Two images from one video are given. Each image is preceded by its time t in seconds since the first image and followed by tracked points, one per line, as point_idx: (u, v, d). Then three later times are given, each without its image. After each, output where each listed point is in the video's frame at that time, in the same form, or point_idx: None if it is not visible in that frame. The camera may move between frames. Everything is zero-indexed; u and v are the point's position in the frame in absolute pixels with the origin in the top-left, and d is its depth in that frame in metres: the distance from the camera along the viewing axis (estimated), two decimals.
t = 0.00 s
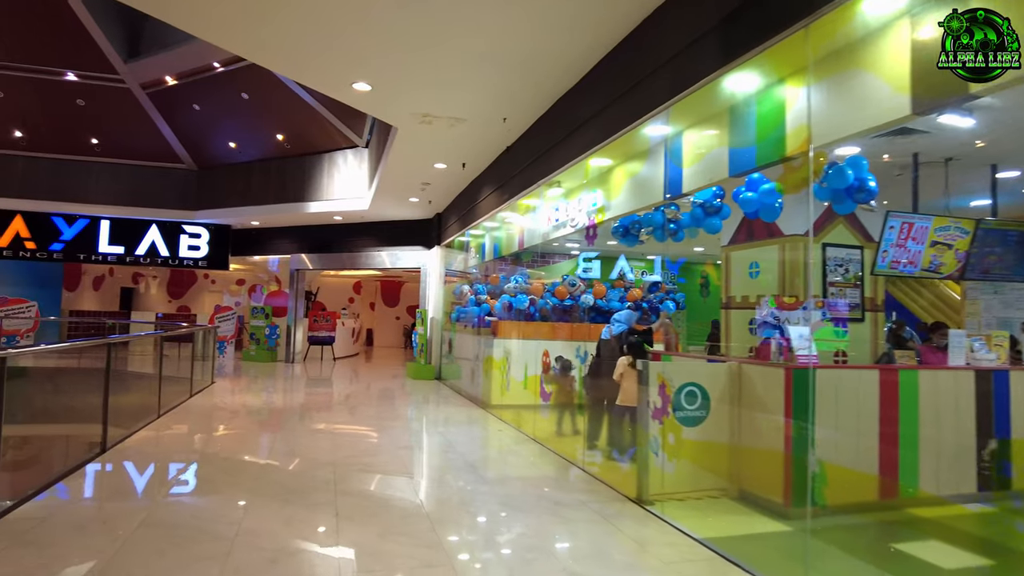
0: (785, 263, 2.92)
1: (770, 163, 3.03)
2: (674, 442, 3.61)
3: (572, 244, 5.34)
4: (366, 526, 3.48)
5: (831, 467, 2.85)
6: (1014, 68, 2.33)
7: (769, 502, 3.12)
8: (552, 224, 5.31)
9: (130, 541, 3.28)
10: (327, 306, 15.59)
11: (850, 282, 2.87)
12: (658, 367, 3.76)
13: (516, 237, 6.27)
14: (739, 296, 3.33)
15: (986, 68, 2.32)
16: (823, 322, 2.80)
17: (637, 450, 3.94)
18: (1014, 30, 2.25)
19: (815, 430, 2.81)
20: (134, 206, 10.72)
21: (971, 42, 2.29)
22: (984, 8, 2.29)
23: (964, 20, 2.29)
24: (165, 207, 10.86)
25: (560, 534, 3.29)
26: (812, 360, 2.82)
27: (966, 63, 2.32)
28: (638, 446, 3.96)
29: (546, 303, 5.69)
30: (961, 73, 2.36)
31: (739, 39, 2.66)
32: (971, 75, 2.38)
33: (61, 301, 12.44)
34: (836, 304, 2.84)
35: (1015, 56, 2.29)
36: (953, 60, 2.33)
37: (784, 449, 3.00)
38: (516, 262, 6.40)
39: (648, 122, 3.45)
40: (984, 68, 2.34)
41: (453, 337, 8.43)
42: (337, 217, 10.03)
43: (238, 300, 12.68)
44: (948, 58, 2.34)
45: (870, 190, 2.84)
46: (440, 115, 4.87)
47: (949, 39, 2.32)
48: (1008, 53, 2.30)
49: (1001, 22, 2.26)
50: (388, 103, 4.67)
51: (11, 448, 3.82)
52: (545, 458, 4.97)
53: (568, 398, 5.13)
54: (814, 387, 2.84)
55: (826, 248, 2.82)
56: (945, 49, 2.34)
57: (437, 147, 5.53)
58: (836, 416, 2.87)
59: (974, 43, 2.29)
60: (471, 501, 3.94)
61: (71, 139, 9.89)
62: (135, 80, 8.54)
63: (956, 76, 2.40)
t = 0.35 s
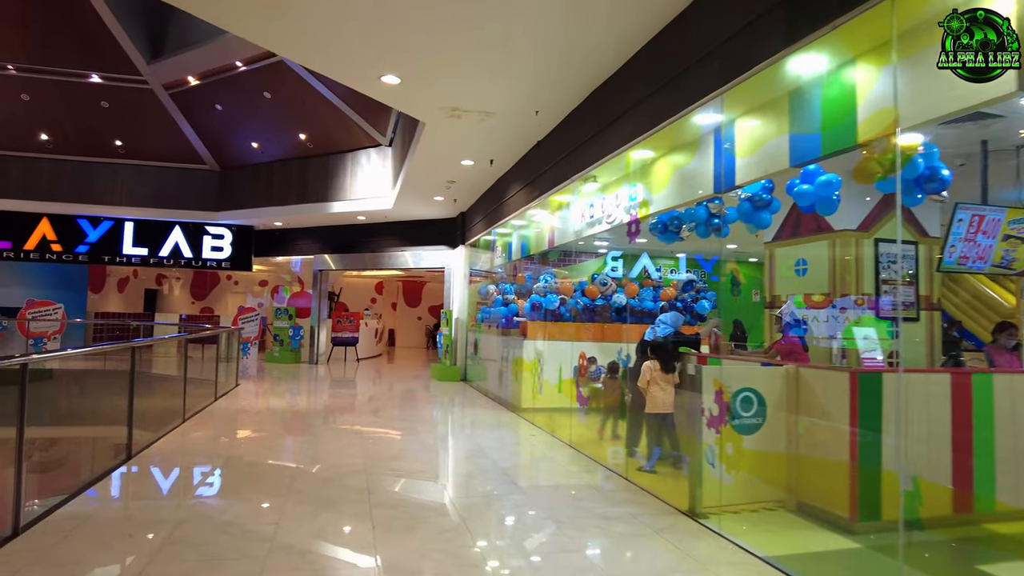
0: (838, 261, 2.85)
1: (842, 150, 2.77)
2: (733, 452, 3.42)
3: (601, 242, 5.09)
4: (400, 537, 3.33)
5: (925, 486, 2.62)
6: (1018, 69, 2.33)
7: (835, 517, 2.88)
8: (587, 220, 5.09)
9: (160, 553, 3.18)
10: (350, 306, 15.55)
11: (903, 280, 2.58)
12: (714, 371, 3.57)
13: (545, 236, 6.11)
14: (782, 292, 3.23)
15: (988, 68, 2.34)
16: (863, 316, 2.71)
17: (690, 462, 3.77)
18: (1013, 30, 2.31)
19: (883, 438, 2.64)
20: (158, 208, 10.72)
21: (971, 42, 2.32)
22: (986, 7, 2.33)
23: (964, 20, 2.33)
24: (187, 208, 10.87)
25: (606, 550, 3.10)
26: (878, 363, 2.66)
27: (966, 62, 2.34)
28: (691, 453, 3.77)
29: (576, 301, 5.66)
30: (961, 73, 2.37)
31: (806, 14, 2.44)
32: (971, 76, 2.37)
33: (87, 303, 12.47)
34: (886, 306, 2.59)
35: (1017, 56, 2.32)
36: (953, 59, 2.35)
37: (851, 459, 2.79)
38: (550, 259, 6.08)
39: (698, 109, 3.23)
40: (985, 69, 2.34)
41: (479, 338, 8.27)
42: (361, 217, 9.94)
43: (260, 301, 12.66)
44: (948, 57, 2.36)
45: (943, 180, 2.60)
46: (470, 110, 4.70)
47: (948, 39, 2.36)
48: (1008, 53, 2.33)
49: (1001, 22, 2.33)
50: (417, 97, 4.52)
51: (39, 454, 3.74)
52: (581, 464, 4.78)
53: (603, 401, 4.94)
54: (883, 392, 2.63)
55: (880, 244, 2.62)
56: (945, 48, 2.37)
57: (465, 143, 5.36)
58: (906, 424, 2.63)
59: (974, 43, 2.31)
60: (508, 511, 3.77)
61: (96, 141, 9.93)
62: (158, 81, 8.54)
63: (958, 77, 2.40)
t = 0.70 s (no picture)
0: (881, 258, 2.87)
1: (922, 135, 2.61)
2: (795, 460, 3.13)
3: (624, 240, 5.08)
4: (433, 549, 3.17)
5: None
6: (1017, 70, 2.22)
7: (891, 527, 2.74)
8: (620, 217, 4.86)
9: (184, 564, 3.03)
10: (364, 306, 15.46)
11: (954, 278, 2.48)
12: (769, 373, 3.26)
13: (572, 233, 5.90)
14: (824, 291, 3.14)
15: (988, 69, 2.26)
16: (882, 317, 2.84)
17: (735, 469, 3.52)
18: (1013, 30, 2.22)
19: (952, 448, 2.51)
20: (172, 207, 10.64)
21: (971, 42, 2.31)
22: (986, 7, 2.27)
23: (964, 21, 2.31)
24: (203, 209, 10.75)
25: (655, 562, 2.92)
26: (946, 365, 2.53)
27: (966, 63, 2.32)
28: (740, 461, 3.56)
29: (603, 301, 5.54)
30: (961, 73, 2.35)
31: None
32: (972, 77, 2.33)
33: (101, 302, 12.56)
34: (905, 308, 2.70)
35: (1016, 56, 2.21)
36: (953, 59, 2.36)
37: (917, 468, 2.63)
38: (577, 260, 6.01)
39: (750, 95, 3.05)
40: (985, 69, 2.27)
41: (498, 338, 8.15)
42: (377, 215, 9.82)
43: (275, 301, 12.54)
44: (949, 57, 2.38)
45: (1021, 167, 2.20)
46: (498, 102, 4.54)
47: (949, 39, 2.37)
48: (1008, 53, 2.22)
49: (1001, 22, 2.25)
50: (443, 89, 4.36)
51: (59, 458, 3.62)
52: (615, 469, 4.61)
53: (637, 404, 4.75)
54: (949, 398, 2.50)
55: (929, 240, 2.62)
56: (946, 48, 2.39)
57: (489, 137, 5.21)
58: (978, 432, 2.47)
59: (974, 43, 2.29)
60: (544, 519, 3.60)
61: (111, 140, 9.85)
62: (172, 79, 8.47)
63: (958, 77, 2.39)
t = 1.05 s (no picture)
0: (925, 257, 2.64)
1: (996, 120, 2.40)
2: (855, 472, 2.88)
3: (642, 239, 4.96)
4: (461, 562, 3.01)
5: None
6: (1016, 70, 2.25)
7: (958, 544, 2.54)
8: (646, 213, 4.62)
9: None
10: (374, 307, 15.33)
11: (1004, 276, 2.33)
12: (826, 379, 3.01)
13: (594, 232, 5.71)
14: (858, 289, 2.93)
15: (988, 68, 2.36)
16: (896, 317, 2.78)
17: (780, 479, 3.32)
18: (1013, 30, 2.29)
19: None
20: (181, 206, 10.55)
21: (971, 42, 2.36)
22: (986, 8, 2.35)
23: (963, 21, 2.35)
24: (212, 208, 10.65)
25: None
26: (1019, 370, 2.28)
27: (966, 62, 2.40)
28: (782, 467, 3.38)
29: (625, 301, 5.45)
30: (961, 72, 2.44)
31: None
32: (972, 77, 2.42)
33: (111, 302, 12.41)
34: (923, 308, 2.64)
35: (1015, 56, 2.25)
36: (953, 59, 2.44)
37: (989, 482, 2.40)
38: (598, 260, 5.80)
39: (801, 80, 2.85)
40: (984, 69, 2.37)
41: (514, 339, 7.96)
42: (389, 215, 9.69)
43: (285, 301, 12.42)
44: (949, 57, 2.45)
45: None
46: (521, 95, 4.37)
47: (949, 39, 2.43)
48: (1007, 53, 2.28)
49: (1001, 23, 2.34)
50: (465, 81, 4.20)
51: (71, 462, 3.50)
52: (642, 476, 4.43)
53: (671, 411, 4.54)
54: None
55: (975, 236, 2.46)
56: (946, 48, 2.45)
57: (509, 132, 5.05)
58: None
59: (974, 43, 2.35)
60: (574, 528, 3.43)
61: (121, 139, 9.76)
62: (183, 77, 8.37)
63: (960, 75, 2.46)
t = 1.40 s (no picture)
0: (978, 257, 2.47)
1: None
2: (924, 489, 2.61)
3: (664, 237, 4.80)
4: None
5: None
6: (1016, 70, 2.31)
7: None
8: (673, 210, 4.38)
9: None
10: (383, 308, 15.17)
11: None
12: (890, 385, 2.77)
13: (615, 230, 5.45)
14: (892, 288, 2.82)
15: (989, 68, 2.37)
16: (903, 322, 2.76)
17: (833, 492, 3.10)
18: (1013, 29, 2.31)
19: None
20: (188, 207, 10.42)
21: (971, 42, 2.36)
22: (987, 6, 2.28)
23: (964, 21, 2.30)
24: (221, 207, 10.50)
25: None
26: None
27: (966, 62, 2.40)
28: (833, 478, 3.16)
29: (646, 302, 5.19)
30: (962, 71, 2.46)
31: None
32: (972, 76, 2.44)
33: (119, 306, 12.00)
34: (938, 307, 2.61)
35: (1015, 56, 2.31)
36: (953, 59, 2.44)
37: None
38: (620, 259, 5.59)
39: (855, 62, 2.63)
40: (984, 69, 2.38)
41: (528, 341, 7.77)
42: (400, 214, 9.53)
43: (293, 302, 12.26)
44: (949, 57, 2.45)
45: None
46: (542, 86, 4.17)
47: (948, 38, 2.40)
48: (1007, 53, 2.33)
49: (1001, 22, 2.32)
50: (484, 72, 4.01)
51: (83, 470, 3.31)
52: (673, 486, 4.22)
53: (705, 418, 4.30)
54: None
55: None
56: (946, 48, 2.44)
57: (528, 126, 4.86)
58: None
59: (974, 43, 2.36)
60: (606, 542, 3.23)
61: (127, 138, 9.62)
62: (189, 74, 8.20)
63: (961, 74, 2.48)
